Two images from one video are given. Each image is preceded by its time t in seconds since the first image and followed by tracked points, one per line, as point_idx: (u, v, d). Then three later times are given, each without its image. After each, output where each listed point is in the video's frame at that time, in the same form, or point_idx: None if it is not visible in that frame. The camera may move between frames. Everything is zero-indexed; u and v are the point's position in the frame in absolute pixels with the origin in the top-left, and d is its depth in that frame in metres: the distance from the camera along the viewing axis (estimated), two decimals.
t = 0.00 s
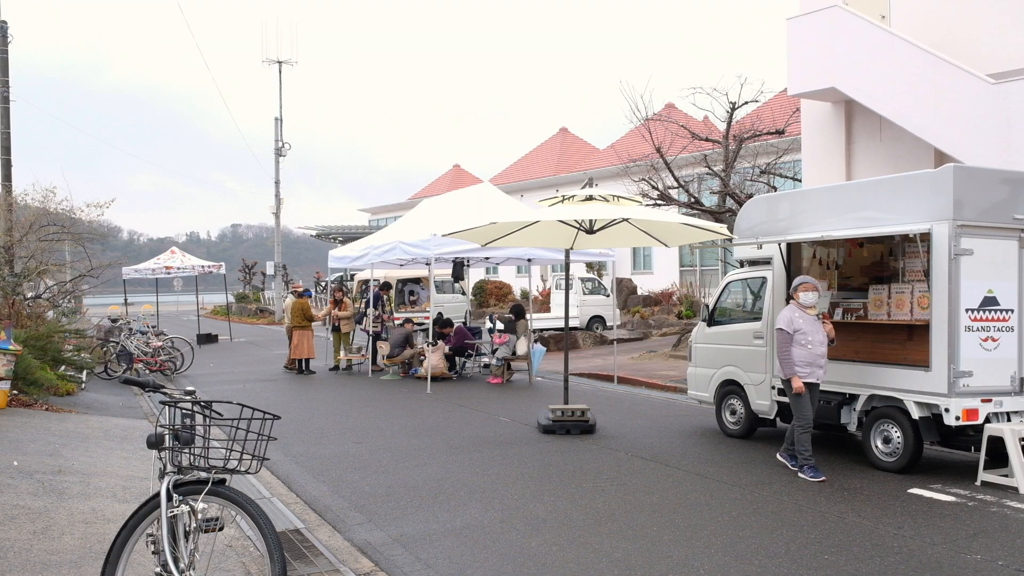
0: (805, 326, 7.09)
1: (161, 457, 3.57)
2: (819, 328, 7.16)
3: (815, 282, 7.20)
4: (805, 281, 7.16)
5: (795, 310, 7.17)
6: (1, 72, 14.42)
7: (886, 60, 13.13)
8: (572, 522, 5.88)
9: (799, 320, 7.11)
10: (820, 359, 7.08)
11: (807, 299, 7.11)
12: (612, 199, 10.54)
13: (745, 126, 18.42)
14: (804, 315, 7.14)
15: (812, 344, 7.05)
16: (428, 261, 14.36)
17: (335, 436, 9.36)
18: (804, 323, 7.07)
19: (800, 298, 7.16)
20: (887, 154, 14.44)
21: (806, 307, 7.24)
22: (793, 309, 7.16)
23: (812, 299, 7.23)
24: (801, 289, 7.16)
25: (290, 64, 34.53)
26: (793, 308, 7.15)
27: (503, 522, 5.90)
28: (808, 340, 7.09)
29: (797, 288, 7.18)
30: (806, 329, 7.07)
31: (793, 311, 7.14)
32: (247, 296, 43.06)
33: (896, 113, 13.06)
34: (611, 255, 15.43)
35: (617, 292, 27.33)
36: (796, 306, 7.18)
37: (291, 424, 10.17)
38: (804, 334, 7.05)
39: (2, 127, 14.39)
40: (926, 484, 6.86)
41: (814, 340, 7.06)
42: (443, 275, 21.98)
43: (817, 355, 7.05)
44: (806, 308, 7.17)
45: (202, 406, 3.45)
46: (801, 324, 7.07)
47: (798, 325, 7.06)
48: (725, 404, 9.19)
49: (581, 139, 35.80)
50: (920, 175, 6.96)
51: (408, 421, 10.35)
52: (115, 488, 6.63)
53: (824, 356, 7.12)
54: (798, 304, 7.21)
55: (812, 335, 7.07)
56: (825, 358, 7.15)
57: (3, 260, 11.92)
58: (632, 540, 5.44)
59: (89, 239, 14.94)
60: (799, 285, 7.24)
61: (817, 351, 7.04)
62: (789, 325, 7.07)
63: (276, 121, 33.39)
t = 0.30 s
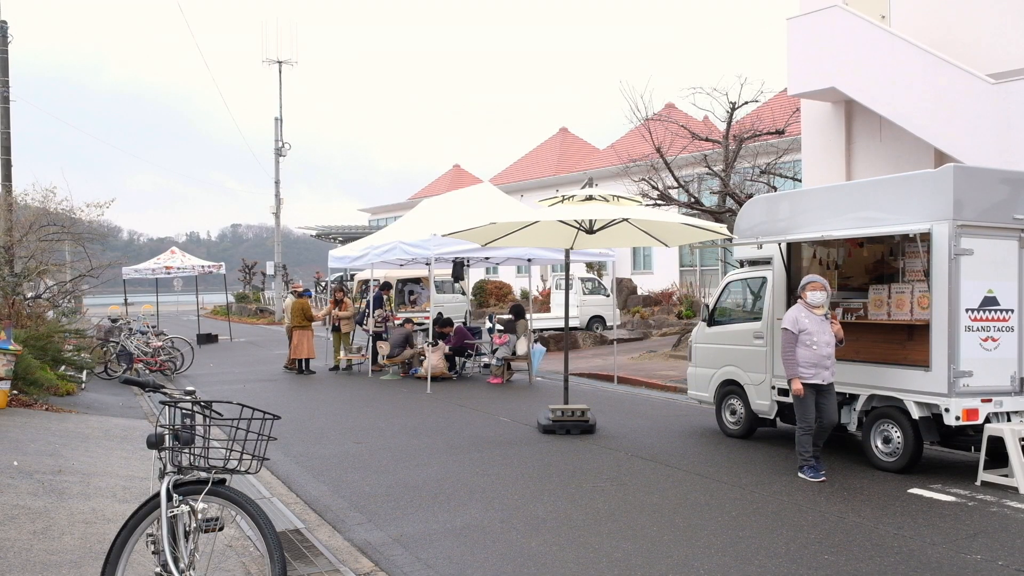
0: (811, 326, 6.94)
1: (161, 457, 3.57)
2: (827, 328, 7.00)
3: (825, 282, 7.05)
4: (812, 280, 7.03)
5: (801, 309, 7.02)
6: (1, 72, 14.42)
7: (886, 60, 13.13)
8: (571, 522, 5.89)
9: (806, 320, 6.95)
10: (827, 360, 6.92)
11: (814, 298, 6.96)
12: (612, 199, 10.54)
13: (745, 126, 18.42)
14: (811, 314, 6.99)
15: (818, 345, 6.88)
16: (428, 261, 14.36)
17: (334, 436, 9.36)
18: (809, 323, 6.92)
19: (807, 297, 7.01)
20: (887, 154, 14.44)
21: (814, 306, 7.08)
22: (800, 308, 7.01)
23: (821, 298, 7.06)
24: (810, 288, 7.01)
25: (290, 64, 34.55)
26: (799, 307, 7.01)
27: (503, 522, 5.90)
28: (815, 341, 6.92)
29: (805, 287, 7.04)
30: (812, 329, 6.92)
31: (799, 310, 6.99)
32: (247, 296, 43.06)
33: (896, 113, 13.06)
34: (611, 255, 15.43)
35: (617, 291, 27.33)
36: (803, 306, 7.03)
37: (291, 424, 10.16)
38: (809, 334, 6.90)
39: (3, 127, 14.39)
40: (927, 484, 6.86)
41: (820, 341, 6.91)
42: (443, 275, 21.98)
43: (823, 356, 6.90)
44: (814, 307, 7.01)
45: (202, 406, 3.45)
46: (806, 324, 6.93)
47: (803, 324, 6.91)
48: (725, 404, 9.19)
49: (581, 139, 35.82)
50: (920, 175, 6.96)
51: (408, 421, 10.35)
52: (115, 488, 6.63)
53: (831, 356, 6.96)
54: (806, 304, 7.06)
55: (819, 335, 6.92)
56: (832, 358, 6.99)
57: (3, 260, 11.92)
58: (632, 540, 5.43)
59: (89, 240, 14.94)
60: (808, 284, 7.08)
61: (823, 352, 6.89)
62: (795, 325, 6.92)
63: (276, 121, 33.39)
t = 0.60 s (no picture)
0: (821, 327, 6.84)
1: (161, 457, 3.57)
2: (837, 330, 6.88)
3: (837, 282, 6.93)
4: (824, 280, 6.92)
5: (812, 310, 6.92)
6: (1, 72, 14.42)
7: (886, 60, 13.13)
8: (571, 522, 5.89)
9: (816, 321, 6.85)
10: (837, 363, 6.79)
11: (826, 300, 6.86)
12: (612, 199, 10.54)
13: (745, 126, 18.42)
14: (821, 316, 6.89)
15: (827, 346, 6.78)
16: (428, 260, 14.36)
17: (334, 436, 9.36)
18: (819, 324, 6.82)
19: (818, 298, 6.92)
20: (887, 154, 14.44)
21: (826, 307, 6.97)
22: (811, 309, 6.92)
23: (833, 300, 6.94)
24: (821, 289, 6.90)
25: (290, 64, 34.59)
26: (809, 308, 6.92)
27: (503, 522, 5.91)
28: (824, 342, 6.81)
29: (817, 288, 6.94)
30: (822, 330, 6.82)
31: (809, 311, 6.90)
32: (248, 296, 43.09)
33: (896, 113, 13.06)
34: (611, 255, 15.43)
35: (617, 291, 27.33)
36: (815, 307, 6.93)
37: (291, 424, 10.17)
38: (818, 335, 6.80)
39: (3, 126, 14.39)
40: (927, 484, 6.86)
41: (830, 342, 6.80)
42: (443, 275, 21.98)
43: (833, 358, 6.78)
44: (825, 309, 6.91)
45: (202, 406, 3.45)
46: (816, 325, 6.83)
47: (813, 325, 6.82)
48: (725, 404, 9.19)
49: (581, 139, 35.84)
50: (921, 175, 6.96)
51: (408, 421, 10.35)
52: (115, 488, 6.63)
53: (842, 358, 6.83)
54: (817, 305, 6.95)
55: (828, 337, 6.81)
56: (843, 361, 6.85)
57: (4, 260, 11.92)
58: (632, 540, 5.44)
59: (89, 240, 14.94)
60: (821, 285, 6.96)
61: (832, 354, 6.77)
62: (804, 327, 6.84)
63: (276, 122, 33.41)
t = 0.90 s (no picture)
0: (839, 326, 6.68)
1: (161, 457, 3.57)
2: (857, 330, 6.71)
3: (859, 283, 6.74)
4: (845, 280, 6.75)
5: (831, 309, 6.79)
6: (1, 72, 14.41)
7: (887, 60, 13.13)
8: (571, 521, 5.89)
9: (833, 321, 6.71)
10: (854, 363, 6.61)
11: (845, 300, 6.70)
12: (612, 199, 10.53)
13: (745, 126, 18.42)
14: (840, 315, 6.74)
15: (844, 345, 6.61)
16: (429, 260, 14.35)
17: (335, 436, 9.35)
18: (837, 323, 6.67)
19: (839, 298, 6.77)
20: (887, 154, 14.44)
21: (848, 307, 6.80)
22: (830, 308, 6.77)
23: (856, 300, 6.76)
24: (841, 288, 6.75)
25: (290, 64, 34.59)
26: (828, 307, 6.79)
27: (503, 522, 5.91)
28: (841, 341, 6.64)
29: (837, 288, 6.78)
30: (840, 330, 6.66)
31: (828, 310, 6.76)
32: (248, 296, 43.09)
33: (896, 113, 13.06)
34: (611, 255, 15.43)
35: (617, 292, 27.32)
36: (835, 306, 6.78)
37: (291, 425, 10.17)
38: (835, 334, 6.65)
39: (2, 126, 14.38)
40: (927, 484, 6.86)
41: (848, 342, 6.63)
42: (443, 275, 21.97)
43: (850, 358, 6.61)
44: (845, 309, 6.76)
45: (202, 406, 3.45)
46: (833, 324, 6.68)
47: (830, 324, 6.68)
48: (725, 404, 9.19)
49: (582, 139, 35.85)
50: (921, 175, 6.96)
51: (408, 420, 10.35)
52: (115, 489, 6.62)
53: (860, 359, 6.64)
54: (838, 304, 6.80)
55: (846, 336, 6.65)
56: (862, 362, 6.66)
57: (4, 260, 11.92)
58: (632, 540, 5.44)
59: (89, 240, 14.94)
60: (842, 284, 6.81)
61: (850, 353, 6.60)
62: (823, 325, 6.70)
63: (276, 122, 33.41)
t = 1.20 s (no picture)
0: (853, 326, 6.55)
1: (161, 457, 3.57)
2: (871, 331, 6.59)
3: (875, 282, 6.62)
4: (860, 280, 6.62)
5: (845, 309, 6.65)
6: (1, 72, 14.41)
7: (886, 60, 13.13)
8: (571, 521, 5.89)
9: (848, 320, 6.58)
10: (867, 364, 6.50)
11: (860, 300, 6.57)
12: (612, 199, 10.53)
13: (745, 126, 18.42)
14: (854, 315, 6.61)
15: (857, 346, 6.49)
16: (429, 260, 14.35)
17: (335, 436, 9.35)
18: (851, 322, 6.54)
19: (853, 298, 6.64)
20: (886, 154, 14.45)
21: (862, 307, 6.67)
22: (844, 307, 6.64)
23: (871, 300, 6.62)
24: (856, 288, 6.62)
25: (290, 64, 34.59)
26: (842, 306, 6.65)
27: (503, 522, 5.90)
28: (854, 342, 6.52)
29: (852, 287, 6.66)
30: (854, 330, 6.53)
31: (842, 309, 6.63)
32: (248, 296, 43.11)
33: (896, 113, 13.06)
34: (611, 255, 15.43)
35: (617, 291, 27.32)
36: (849, 305, 6.64)
37: (291, 424, 10.17)
38: (849, 334, 6.52)
39: (2, 127, 14.38)
40: (927, 484, 6.86)
41: (861, 342, 6.51)
42: (443, 275, 21.97)
43: (863, 358, 6.49)
44: (859, 309, 6.63)
45: (202, 406, 3.45)
46: (848, 324, 6.54)
47: (844, 323, 6.54)
48: (725, 404, 9.20)
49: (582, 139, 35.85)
50: (921, 174, 6.96)
51: (408, 420, 10.35)
52: (115, 489, 6.63)
53: (873, 360, 6.52)
54: (852, 303, 6.66)
55: (860, 337, 6.52)
56: (875, 363, 6.54)
57: (4, 260, 11.91)
58: (632, 540, 5.44)
59: (88, 240, 14.94)
60: (856, 284, 6.69)
61: (863, 355, 6.48)
62: (836, 325, 6.56)
63: (276, 121, 33.40)
